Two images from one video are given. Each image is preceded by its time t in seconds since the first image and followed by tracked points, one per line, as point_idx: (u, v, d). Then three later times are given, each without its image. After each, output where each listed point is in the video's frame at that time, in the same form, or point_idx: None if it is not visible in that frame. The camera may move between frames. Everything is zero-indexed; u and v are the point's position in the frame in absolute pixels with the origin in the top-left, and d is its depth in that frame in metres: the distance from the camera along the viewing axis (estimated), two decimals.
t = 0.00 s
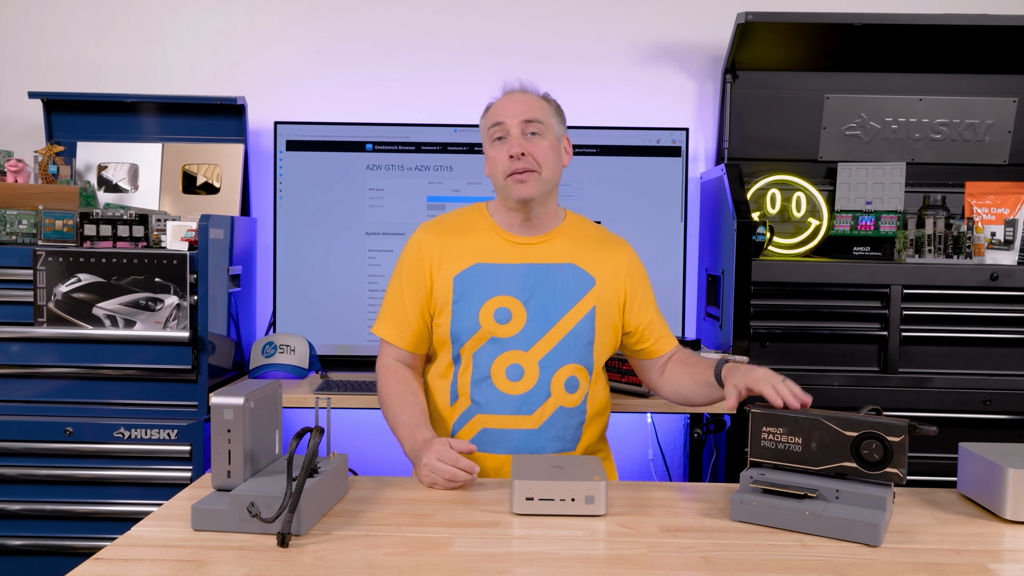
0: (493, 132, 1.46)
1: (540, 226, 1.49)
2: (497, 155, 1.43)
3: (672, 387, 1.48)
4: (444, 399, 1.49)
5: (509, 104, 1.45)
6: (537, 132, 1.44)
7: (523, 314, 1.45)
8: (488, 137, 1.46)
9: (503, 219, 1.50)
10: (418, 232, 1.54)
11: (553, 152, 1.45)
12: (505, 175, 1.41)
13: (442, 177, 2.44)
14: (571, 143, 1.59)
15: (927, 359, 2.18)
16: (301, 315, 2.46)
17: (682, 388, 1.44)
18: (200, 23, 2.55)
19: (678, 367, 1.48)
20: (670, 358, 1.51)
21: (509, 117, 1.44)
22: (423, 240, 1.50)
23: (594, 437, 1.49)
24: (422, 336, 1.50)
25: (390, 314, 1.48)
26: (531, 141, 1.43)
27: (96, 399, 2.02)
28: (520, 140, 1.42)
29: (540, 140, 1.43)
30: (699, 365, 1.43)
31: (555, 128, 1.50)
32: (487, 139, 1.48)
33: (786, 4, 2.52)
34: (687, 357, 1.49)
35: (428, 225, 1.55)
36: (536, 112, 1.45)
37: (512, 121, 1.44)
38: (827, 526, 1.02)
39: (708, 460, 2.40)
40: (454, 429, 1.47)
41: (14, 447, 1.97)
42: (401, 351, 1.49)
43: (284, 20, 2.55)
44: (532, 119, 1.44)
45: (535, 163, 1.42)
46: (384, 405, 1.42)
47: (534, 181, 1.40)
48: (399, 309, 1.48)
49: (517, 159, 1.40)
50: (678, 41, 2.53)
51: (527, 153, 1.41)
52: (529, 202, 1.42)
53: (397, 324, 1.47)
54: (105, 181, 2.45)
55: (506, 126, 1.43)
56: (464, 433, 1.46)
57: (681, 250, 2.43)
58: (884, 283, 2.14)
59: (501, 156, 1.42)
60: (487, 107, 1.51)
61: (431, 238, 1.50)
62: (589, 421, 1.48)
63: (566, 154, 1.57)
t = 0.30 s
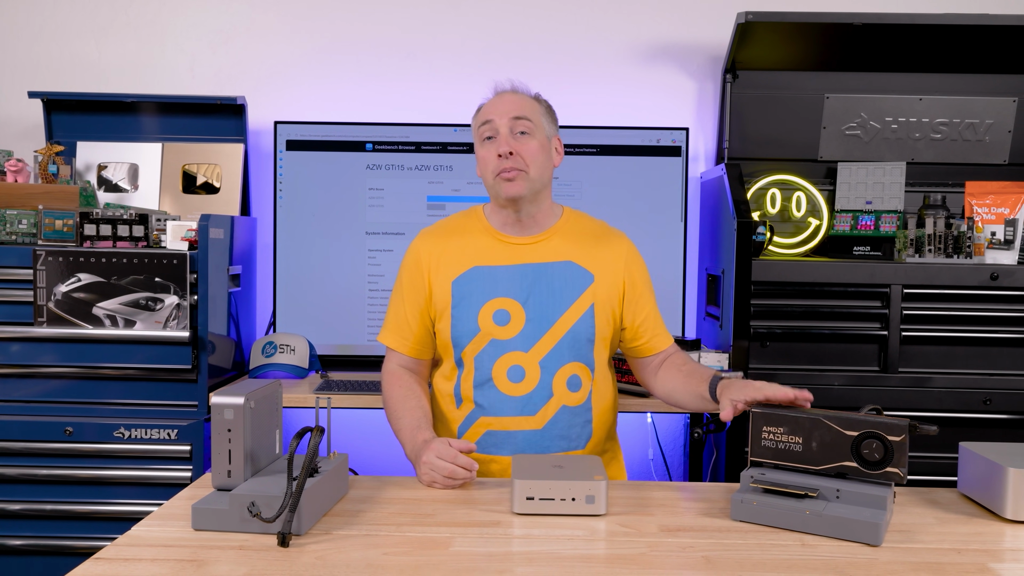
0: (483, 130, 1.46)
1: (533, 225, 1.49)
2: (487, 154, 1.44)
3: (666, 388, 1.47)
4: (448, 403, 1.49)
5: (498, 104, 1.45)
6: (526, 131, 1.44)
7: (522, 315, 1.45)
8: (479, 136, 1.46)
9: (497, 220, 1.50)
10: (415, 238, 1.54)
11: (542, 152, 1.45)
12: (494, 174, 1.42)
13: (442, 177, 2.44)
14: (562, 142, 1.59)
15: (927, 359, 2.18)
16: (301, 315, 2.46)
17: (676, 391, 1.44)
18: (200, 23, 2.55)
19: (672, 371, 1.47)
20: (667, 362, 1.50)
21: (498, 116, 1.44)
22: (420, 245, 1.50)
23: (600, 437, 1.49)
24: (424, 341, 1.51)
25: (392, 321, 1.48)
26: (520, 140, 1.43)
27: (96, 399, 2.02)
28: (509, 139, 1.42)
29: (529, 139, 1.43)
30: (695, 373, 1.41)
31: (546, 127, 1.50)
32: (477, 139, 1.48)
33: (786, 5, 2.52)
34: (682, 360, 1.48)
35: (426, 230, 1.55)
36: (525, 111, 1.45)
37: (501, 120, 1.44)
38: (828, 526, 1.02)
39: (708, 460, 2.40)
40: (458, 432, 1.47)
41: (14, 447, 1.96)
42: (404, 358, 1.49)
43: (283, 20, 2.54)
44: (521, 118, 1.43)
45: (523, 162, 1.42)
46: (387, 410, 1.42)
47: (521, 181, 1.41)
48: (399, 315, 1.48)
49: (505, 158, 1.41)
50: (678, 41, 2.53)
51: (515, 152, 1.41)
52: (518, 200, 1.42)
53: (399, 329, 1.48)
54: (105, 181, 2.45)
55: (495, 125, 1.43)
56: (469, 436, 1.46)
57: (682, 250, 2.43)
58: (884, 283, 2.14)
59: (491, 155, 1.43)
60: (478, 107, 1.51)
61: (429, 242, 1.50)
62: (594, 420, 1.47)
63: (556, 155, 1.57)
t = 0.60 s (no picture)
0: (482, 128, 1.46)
1: (534, 223, 1.48)
2: (485, 152, 1.44)
3: (660, 391, 1.48)
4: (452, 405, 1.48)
5: (497, 102, 1.45)
6: (523, 128, 1.43)
7: (526, 316, 1.45)
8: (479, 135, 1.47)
9: (499, 218, 1.50)
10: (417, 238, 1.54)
11: (540, 149, 1.44)
12: (491, 171, 1.42)
13: (442, 177, 2.44)
14: (566, 139, 1.58)
15: (927, 359, 2.18)
16: (301, 315, 2.46)
17: (669, 393, 1.45)
18: (200, 23, 2.55)
19: (668, 374, 1.48)
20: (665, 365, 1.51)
21: (497, 113, 1.44)
22: (423, 246, 1.49)
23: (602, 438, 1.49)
24: (427, 342, 1.50)
25: (395, 323, 1.48)
26: (517, 136, 1.42)
27: (96, 399, 2.02)
28: (506, 136, 1.42)
29: (526, 136, 1.43)
30: (689, 377, 1.42)
31: (547, 125, 1.49)
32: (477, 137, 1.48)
33: (786, 5, 2.52)
34: (679, 363, 1.49)
35: (428, 230, 1.54)
36: (524, 109, 1.45)
37: (499, 117, 1.44)
38: (828, 526, 1.02)
39: (708, 459, 2.40)
40: (463, 434, 1.46)
41: (13, 447, 1.96)
42: (407, 358, 1.49)
43: (283, 20, 2.54)
44: (519, 115, 1.43)
45: (519, 158, 1.41)
46: (389, 410, 1.42)
47: (518, 177, 1.40)
48: (402, 316, 1.48)
49: (500, 155, 1.41)
50: (678, 41, 2.53)
51: (510, 149, 1.40)
52: (515, 197, 1.41)
53: (402, 331, 1.47)
54: (104, 181, 2.44)
55: (493, 122, 1.43)
56: (473, 438, 1.45)
57: (681, 250, 2.43)
58: (884, 283, 2.14)
59: (487, 152, 1.43)
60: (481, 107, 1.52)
61: (431, 243, 1.49)
62: (598, 420, 1.47)
63: (560, 152, 1.57)
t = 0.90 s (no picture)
0: (493, 131, 1.45)
1: (543, 226, 1.49)
2: (496, 155, 1.43)
3: (661, 393, 1.48)
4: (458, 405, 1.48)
5: (509, 104, 1.45)
6: (536, 133, 1.43)
7: (534, 317, 1.45)
8: (489, 137, 1.46)
9: (507, 220, 1.50)
10: (422, 238, 1.53)
11: (552, 153, 1.44)
12: (503, 175, 1.41)
13: (442, 176, 2.44)
14: (573, 142, 1.58)
15: (927, 358, 2.18)
16: (301, 315, 2.46)
17: (670, 394, 1.45)
18: (200, 23, 2.55)
19: (669, 375, 1.48)
20: (667, 367, 1.51)
21: (509, 116, 1.43)
22: (429, 246, 1.49)
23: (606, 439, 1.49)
24: (432, 342, 1.50)
25: (399, 322, 1.48)
26: (529, 141, 1.42)
27: (95, 399, 2.02)
28: (519, 140, 1.42)
29: (539, 141, 1.43)
30: (689, 377, 1.43)
31: (557, 129, 1.50)
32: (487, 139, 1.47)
33: (786, 5, 2.52)
34: (681, 365, 1.49)
35: (433, 230, 1.54)
36: (536, 113, 1.44)
37: (511, 120, 1.43)
38: (829, 526, 1.02)
39: (708, 459, 2.40)
40: (468, 434, 1.46)
41: (14, 447, 1.96)
42: (409, 357, 1.49)
43: (283, 20, 2.54)
44: (532, 119, 1.43)
45: (532, 164, 1.41)
46: (389, 411, 1.41)
47: (531, 183, 1.41)
48: (408, 316, 1.47)
49: (514, 160, 1.40)
50: (678, 40, 2.53)
51: (524, 154, 1.41)
52: (528, 203, 1.41)
53: (407, 330, 1.47)
54: (104, 181, 2.44)
55: (505, 126, 1.43)
56: (478, 439, 1.45)
57: (682, 249, 2.42)
58: (884, 283, 2.14)
59: (499, 156, 1.42)
60: (490, 107, 1.51)
61: (437, 243, 1.49)
62: (603, 421, 1.48)
63: (568, 154, 1.57)
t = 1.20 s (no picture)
0: (493, 132, 1.45)
1: (541, 228, 1.49)
2: (496, 156, 1.43)
3: (661, 393, 1.48)
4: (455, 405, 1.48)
5: (509, 106, 1.45)
6: (536, 134, 1.43)
7: (531, 316, 1.45)
8: (489, 137, 1.46)
9: (506, 222, 1.50)
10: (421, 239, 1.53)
11: (552, 156, 1.44)
12: (502, 176, 1.41)
13: (442, 176, 2.44)
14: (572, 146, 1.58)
15: (927, 359, 2.18)
16: (301, 315, 2.45)
17: (669, 394, 1.44)
18: (200, 23, 2.55)
19: (667, 374, 1.48)
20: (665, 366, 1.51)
21: (509, 117, 1.43)
22: (428, 247, 1.49)
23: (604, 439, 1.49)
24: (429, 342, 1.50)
25: (397, 323, 1.48)
26: (529, 143, 1.42)
27: (95, 399, 2.02)
28: (519, 142, 1.42)
29: (539, 143, 1.43)
30: (687, 374, 1.43)
31: (556, 131, 1.50)
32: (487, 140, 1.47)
33: (786, 5, 2.52)
34: (678, 364, 1.49)
35: (432, 231, 1.54)
36: (536, 114, 1.44)
37: (512, 121, 1.43)
38: (829, 526, 1.02)
39: (708, 460, 2.40)
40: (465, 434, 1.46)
41: (13, 447, 1.96)
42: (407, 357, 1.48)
43: (283, 20, 2.54)
44: (532, 121, 1.43)
45: (532, 166, 1.41)
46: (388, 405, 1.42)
47: (530, 185, 1.40)
48: (406, 316, 1.47)
49: (514, 161, 1.40)
50: (678, 41, 2.53)
51: (524, 155, 1.41)
52: (527, 205, 1.41)
53: (405, 331, 1.47)
54: (104, 181, 2.44)
55: (505, 127, 1.42)
56: (475, 438, 1.45)
57: (682, 249, 2.42)
58: (885, 283, 2.14)
59: (499, 156, 1.42)
60: (490, 108, 1.51)
61: (436, 245, 1.49)
62: (600, 422, 1.47)
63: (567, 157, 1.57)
